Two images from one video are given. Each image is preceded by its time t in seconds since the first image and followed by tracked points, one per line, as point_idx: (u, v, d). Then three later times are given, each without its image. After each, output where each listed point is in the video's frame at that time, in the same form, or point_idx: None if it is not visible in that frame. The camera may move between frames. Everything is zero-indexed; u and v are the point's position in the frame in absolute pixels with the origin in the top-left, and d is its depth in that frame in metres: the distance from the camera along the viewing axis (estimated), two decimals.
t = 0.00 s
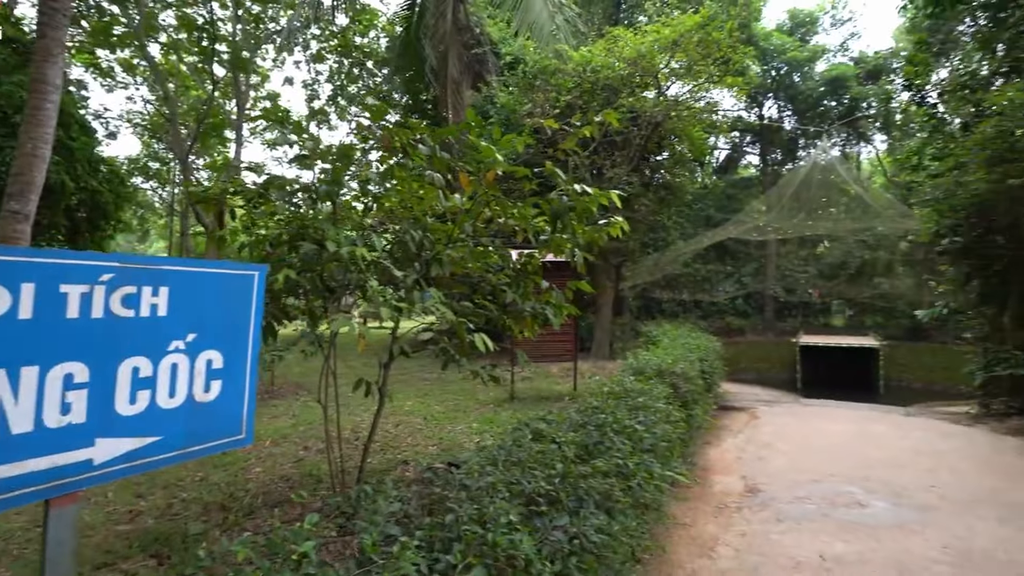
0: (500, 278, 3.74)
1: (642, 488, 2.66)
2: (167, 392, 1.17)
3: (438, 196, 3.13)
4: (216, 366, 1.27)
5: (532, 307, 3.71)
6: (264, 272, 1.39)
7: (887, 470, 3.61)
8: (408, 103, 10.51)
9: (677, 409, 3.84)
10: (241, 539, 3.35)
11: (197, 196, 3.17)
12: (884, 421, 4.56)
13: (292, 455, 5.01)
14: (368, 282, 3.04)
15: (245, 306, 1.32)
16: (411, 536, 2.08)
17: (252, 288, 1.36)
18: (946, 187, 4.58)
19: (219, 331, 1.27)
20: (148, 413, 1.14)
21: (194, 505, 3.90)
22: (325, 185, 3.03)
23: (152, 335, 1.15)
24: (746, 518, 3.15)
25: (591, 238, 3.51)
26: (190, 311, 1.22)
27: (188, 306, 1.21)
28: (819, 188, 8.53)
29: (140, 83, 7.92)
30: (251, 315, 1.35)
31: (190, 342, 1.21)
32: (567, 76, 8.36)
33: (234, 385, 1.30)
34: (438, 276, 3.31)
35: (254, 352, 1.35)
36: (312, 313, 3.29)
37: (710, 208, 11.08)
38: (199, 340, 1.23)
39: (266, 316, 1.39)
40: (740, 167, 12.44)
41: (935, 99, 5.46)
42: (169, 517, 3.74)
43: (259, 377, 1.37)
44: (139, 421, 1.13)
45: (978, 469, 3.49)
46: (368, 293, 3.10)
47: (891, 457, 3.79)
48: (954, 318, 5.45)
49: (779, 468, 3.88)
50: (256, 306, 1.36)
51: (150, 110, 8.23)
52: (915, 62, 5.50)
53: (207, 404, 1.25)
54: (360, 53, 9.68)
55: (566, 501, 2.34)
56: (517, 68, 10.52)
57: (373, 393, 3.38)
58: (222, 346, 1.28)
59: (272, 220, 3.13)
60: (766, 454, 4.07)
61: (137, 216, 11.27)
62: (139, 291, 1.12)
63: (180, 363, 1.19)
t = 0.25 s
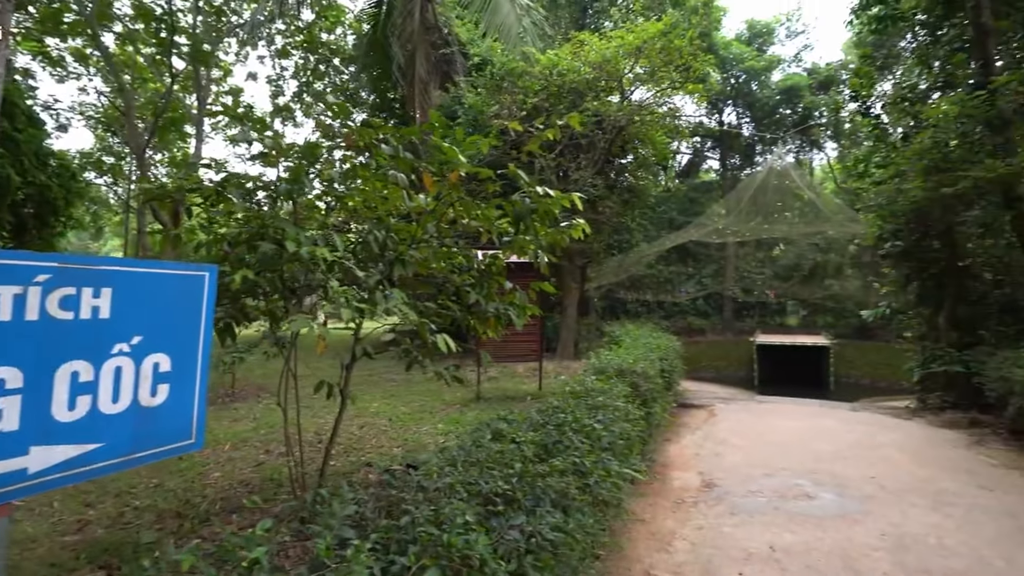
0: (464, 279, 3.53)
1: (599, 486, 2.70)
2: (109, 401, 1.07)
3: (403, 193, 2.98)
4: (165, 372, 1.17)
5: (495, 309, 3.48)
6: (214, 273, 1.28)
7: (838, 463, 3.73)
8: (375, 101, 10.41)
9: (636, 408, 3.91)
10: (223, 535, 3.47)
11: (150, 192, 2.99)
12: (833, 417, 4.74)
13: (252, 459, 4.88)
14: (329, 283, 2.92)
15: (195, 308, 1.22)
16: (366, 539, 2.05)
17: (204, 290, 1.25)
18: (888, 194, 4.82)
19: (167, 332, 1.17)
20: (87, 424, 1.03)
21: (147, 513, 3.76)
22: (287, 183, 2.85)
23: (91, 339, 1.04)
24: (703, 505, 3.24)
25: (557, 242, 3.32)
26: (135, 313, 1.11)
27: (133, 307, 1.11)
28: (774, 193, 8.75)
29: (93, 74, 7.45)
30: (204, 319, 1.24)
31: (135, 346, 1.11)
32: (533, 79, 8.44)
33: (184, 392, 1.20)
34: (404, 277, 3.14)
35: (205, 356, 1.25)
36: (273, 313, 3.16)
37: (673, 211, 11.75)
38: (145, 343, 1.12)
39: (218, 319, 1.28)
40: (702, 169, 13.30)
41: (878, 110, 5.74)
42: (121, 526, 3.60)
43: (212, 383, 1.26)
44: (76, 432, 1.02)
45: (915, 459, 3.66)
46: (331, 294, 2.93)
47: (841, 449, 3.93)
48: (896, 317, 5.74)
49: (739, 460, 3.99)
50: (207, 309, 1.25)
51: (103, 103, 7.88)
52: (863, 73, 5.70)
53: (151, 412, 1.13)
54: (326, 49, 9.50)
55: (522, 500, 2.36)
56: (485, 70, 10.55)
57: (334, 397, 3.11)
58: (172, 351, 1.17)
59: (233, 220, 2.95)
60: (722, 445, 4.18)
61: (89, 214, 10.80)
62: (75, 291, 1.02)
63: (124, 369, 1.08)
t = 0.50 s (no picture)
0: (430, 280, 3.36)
1: (558, 486, 2.74)
2: (49, 411, 1.02)
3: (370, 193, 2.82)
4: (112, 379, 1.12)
5: (461, 310, 3.33)
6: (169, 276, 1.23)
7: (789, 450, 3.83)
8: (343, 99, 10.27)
9: (599, 408, 3.97)
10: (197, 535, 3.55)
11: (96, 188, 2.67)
12: (787, 413, 4.91)
13: (213, 464, 4.75)
14: (290, 284, 2.69)
15: (144, 313, 1.17)
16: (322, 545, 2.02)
17: (155, 293, 1.20)
18: (839, 200, 5.03)
19: (112, 338, 1.11)
20: (24, 434, 0.99)
21: (99, 523, 3.62)
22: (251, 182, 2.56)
23: (28, 346, 1.00)
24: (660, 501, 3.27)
25: (523, 242, 3.20)
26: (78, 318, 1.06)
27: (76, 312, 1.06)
28: (735, 198, 9.18)
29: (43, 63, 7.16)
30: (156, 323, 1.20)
31: (78, 353, 1.06)
32: (503, 80, 8.48)
33: (134, 400, 1.15)
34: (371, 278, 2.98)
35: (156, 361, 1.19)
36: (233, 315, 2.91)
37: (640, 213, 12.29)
38: (89, 349, 1.08)
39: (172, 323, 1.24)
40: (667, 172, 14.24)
41: (830, 119, 6.00)
42: (70, 537, 3.45)
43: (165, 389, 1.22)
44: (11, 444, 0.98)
45: (858, 447, 3.76)
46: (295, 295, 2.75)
47: (794, 440, 4.05)
48: (846, 317, 5.99)
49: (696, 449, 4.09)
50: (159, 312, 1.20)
51: (55, 95, 7.53)
52: (818, 86, 6.03)
53: (97, 419, 1.09)
54: (294, 45, 9.29)
55: (480, 502, 2.38)
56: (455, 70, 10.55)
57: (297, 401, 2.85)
58: (119, 357, 1.12)
59: (187, 219, 2.68)
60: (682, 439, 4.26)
61: (39, 210, 10.24)
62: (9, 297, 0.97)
63: (65, 377, 1.04)
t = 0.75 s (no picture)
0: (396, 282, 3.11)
1: (517, 488, 2.77)
2: None
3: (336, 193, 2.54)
4: (43, 386, 1.06)
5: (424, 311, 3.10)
6: (110, 278, 1.18)
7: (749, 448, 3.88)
8: (310, 95, 10.10)
9: (562, 409, 4.00)
10: (156, 542, 3.50)
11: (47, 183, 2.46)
12: (745, 411, 5.05)
13: (169, 471, 4.59)
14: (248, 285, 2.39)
15: (81, 318, 1.11)
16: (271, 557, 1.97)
17: (93, 297, 1.14)
18: (794, 205, 5.20)
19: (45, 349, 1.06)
20: None
21: (44, 536, 3.46)
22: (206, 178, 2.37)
23: None
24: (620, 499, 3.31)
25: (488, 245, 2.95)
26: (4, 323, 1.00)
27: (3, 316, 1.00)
28: (699, 201, 9.46)
29: None
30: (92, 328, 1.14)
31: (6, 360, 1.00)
32: (472, 81, 8.48)
33: (68, 408, 1.09)
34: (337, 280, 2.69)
35: (95, 367, 1.14)
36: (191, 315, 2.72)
37: (608, 215, 12.65)
38: (19, 356, 1.01)
39: (112, 327, 1.18)
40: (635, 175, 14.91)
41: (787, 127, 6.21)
42: (12, 552, 3.29)
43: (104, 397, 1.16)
44: None
45: (810, 443, 3.86)
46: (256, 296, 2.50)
47: (753, 436, 4.11)
48: (802, 317, 6.22)
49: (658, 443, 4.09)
50: (98, 317, 1.15)
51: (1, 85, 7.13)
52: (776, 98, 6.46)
53: (30, 430, 1.04)
54: (260, 40, 9.06)
55: (436, 507, 2.36)
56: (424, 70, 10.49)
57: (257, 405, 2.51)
58: (51, 363, 1.06)
59: (143, 217, 2.46)
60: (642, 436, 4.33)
61: None
62: None
63: None
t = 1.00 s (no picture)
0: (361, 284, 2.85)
1: (475, 493, 2.75)
2: None
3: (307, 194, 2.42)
4: None
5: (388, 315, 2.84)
6: (33, 285, 1.37)
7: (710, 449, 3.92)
8: (277, 91, 9.90)
9: (528, 411, 4.01)
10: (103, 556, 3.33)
11: None
12: (707, 409, 5.13)
13: (122, 480, 4.42)
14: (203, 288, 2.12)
15: (8, 319, 1.31)
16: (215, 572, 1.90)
17: (18, 300, 1.33)
18: (755, 208, 5.40)
19: None
20: None
21: None
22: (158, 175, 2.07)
23: None
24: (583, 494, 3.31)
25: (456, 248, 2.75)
26: None
27: None
28: (666, 203, 9.65)
29: None
30: (16, 329, 1.33)
31: None
32: (442, 81, 8.45)
33: None
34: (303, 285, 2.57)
35: (21, 362, 1.33)
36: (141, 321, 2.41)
37: (577, 216, 12.93)
38: None
39: (33, 327, 1.37)
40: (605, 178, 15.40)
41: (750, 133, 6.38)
42: None
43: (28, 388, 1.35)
44: None
45: (769, 440, 3.94)
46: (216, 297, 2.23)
47: (717, 435, 4.14)
48: (762, 318, 6.39)
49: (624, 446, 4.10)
50: (21, 319, 1.33)
51: None
52: (737, 100, 6.64)
53: None
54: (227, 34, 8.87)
55: (390, 516, 2.26)
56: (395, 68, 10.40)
57: (213, 410, 2.42)
58: None
59: (91, 215, 2.14)
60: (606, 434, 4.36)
61: None
62: None
63: None
